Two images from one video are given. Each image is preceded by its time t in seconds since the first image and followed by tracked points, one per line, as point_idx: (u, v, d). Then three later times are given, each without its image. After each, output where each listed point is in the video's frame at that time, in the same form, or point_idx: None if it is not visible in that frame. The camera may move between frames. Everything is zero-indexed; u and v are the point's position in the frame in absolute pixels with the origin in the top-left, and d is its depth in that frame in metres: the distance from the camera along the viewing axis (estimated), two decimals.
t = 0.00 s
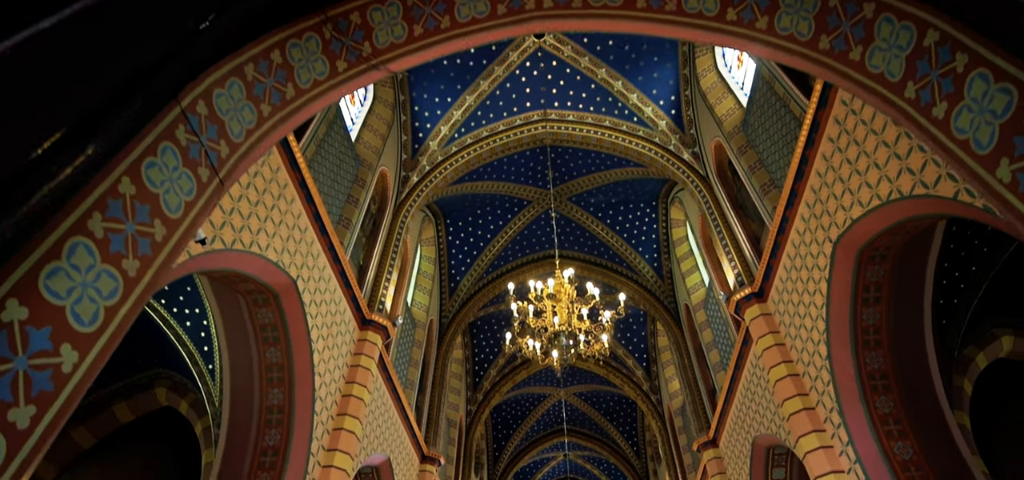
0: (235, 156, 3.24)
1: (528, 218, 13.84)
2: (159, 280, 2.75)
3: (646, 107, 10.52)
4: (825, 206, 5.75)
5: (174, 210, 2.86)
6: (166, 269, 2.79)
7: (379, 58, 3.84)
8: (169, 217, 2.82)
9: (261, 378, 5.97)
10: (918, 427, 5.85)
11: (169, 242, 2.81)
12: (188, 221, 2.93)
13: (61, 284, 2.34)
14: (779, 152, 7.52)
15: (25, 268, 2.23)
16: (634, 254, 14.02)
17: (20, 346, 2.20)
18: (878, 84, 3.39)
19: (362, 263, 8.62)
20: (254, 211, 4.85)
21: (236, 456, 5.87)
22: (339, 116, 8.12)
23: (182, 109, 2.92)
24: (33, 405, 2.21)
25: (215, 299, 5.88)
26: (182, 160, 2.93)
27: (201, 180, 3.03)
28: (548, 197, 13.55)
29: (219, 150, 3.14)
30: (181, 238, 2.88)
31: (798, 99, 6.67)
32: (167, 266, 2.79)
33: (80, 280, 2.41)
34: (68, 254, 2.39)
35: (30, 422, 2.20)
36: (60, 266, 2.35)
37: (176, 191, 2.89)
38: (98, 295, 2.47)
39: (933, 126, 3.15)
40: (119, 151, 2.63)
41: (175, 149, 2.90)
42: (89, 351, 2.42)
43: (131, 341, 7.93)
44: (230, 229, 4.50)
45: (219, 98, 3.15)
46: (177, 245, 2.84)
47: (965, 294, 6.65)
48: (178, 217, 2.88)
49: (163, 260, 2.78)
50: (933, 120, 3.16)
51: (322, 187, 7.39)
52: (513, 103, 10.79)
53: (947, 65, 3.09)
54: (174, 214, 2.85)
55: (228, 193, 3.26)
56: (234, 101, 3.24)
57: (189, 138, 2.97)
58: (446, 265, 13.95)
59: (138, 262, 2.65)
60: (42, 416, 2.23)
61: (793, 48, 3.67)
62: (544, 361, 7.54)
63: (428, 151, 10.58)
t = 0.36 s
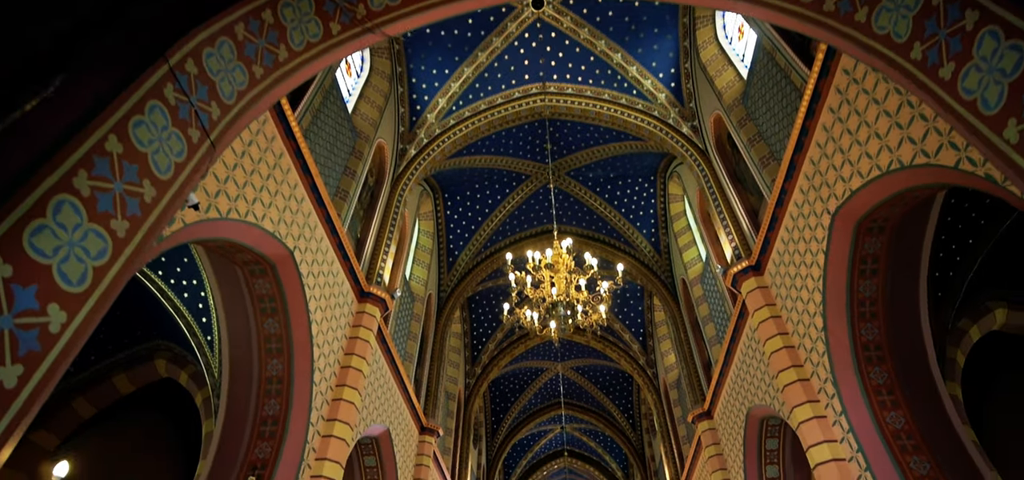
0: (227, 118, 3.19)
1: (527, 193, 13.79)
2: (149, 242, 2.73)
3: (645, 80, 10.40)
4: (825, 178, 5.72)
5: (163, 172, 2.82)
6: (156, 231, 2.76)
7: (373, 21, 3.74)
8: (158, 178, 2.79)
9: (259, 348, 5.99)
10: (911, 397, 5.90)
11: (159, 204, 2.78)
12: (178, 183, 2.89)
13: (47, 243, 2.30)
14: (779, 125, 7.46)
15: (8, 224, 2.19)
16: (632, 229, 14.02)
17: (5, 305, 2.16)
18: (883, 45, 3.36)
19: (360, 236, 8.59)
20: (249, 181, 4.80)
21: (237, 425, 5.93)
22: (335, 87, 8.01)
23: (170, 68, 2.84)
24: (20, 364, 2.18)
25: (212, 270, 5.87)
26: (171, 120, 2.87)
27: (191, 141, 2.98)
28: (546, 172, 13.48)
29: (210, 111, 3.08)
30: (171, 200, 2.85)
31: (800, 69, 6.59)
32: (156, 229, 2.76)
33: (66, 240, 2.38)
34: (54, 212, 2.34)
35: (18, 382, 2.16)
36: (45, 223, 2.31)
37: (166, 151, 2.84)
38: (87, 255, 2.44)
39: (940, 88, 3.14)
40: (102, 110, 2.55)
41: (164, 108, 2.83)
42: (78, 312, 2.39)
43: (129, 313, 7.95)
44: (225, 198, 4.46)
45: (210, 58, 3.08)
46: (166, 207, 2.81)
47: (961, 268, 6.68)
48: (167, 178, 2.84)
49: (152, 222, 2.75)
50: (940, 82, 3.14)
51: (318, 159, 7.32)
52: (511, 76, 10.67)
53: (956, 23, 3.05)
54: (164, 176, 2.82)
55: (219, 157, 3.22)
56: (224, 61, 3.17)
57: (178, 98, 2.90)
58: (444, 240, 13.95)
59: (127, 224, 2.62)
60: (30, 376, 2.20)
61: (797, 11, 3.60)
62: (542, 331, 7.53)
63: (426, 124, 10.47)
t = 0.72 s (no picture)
0: (216, 78, 3.12)
1: (524, 170, 13.71)
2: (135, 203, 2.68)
3: (644, 54, 10.27)
4: (824, 151, 5.69)
5: (149, 131, 2.77)
6: (143, 192, 2.72)
7: None
8: (144, 137, 2.74)
9: (256, 321, 5.99)
10: (905, 370, 5.93)
11: (145, 164, 2.73)
12: (165, 143, 2.85)
13: (29, 200, 2.25)
14: (779, 99, 7.39)
15: None
16: (629, 206, 13.99)
17: None
18: (889, 6, 3.30)
19: (358, 210, 8.55)
20: (242, 151, 4.75)
21: (235, 397, 5.96)
22: (330, 58, 7.89)
23: (155, 24, 2.76)
24: (3, 323, 2.14)
25: (207, 242, 5.84)
26: (157, 77, 2.80)
27: (178, 101, 2.92)
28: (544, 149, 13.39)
29: (198, 71, 3.01)
30: (158, 160, 2.80)
31: (802, 41, 6.50)
32: (143, 189, 2.72)
33: (49, 197, 2.32)
34: (34, 167, 2.28)
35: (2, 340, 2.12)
36: (25, 179, 2.24)
37: (152, 110, 2.78)
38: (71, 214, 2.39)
39: (949, 49, 3.13)
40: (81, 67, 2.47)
41: (149, 65, 2.76)
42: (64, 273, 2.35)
43: (125, 287, 7.94)
44: (218, 168, 4.41)
45: (197, 15, 3.01)
46: (153, 167, 2.77)
47: (957, 243, 6.70)
48: (154, 138, 2.79)
49: (139, 182, 2.70)
50: (949, 43, 3.12)
51: (314, 131, 7.25)
52: (509, 50, 10.54)
53: None
54: (150, 135, 2.77)
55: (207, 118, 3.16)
56: (212, 19, 3.10)
57: (163, 55, 2.83)
58: (442, 217, 13.92)
59: (112, 183, 2.57)
60: (14, 334, 2.16)
61: None
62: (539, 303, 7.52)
63: (423, 98, 10.33)
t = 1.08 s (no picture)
0: (202, 35, 3.03)
1: (521, 145, 13.59)
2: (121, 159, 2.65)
3: (644, 27, 10.13)
4: (824, 123, 5.64)
5: (133, 86, 2.72)
6: (128, 148, 2.68)
7: None
8: (127, 93, 2.69)
9: (252, 292, 5.98)
10: (899, 343, 5.96)
11: (129, 120, 2.69)
12: (150, 99, 2.80)
13: (3, 151, 2.22)
14: (780, 71, 7.30)
15: None
16: (626, 182, 13.91)
17: None
18: None
19: (354, 183, 8.47)
20: (234, 119, 4.67)
21: (232, 367, 5.97)
22: (324, 27, 7.73)
23: None
24: None
25: (201, 213, 5.79)
26: (138, 30, 2.74)
27: (163, 56, 2.85)
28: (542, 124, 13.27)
29: (182, 26, 2.92)
30: (143, 116, 2.76)
31: (804, 10, 6.39)
32: (128, 145, 2.68)
33: (25, 149, 2.30)
34: (9, 117, 2.24)
35: None
36: None
37: (134, 65, 2.73)
38: (51, 164, 2.38)
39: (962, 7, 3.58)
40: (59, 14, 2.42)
41: (129, 17, 2.71)
42: (45, 223, 2.33)
43: (120, 259, 7.88)
44: (209, 135, 4.34)
45: None
46: (138, 123, 2.72)
47: (955, 217, 6.68)
48: (138, 94, 2.74)
49: (122, 138, 2.66)
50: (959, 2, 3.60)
51: (308, 101, 7.14)
52: (507, 22, 10.38)
53: None
54: (133, 91, 2.72)
55: (195, 77, 3.08)
56: None
57: (145, 7, 2.76)
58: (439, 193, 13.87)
59: (94, 137, 2.53)
60: None
61: None
62: (535, 276, 7.50)
63: (419, 70, 10.18)
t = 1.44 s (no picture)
0: None
1: (519, 120, 13.43)
2: (94, 112, 3.09)
3: None
4: (824, 94, 5.58)
5: (111, 38, 3.22)
6: (103, 99, 3.14)
7: None
8: (104, 45, 3.17)
9: (246, 264, 5.94)
10: (893, 316, 5.98)
11: (105, 72, 3.18)
12: (126, 53, 3.30)
13: None
14: (781, 41, 7.18)
15: None
16: (623, 157, 13.80)
17: None
18: None
19: (348, 155, 8.36)
20: (225, 84, 4.58)
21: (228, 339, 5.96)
22: None
23: None
24: None
25: (194, 183, 5.72)
26: None
27: (138, 13, 3.40)
28: (539, 98, 13.10)
29: None
30: (117, 69, 3.24)
31: None
32: (104, 97, 3.14)
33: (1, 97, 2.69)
34: None
35: None
36: None
37: (111, 20, 3.23)
38: (27, 114, 2.79)
39: None
40: None
41: None
42: (25, 169, 2.76)
43: (113, 231, 7.79)
44: (199, 101, 4.26)
45: None
46: (114, 75, 3.22)
47: (953, 191, 6.66)
48: (114, 47, 3.24)
49: (100, 90, 3.14)
50: None
51: (300, 71, 7.01)
52: None
53: None
54: (110, 43, 3.21)
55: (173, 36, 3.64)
56: None
57: None
58: (436, 168, 13.77)
59: (68, 88, 2.98)
60: None
61: None
62: (531, 247, 7.45)
63: (414, 41, 10.00)
